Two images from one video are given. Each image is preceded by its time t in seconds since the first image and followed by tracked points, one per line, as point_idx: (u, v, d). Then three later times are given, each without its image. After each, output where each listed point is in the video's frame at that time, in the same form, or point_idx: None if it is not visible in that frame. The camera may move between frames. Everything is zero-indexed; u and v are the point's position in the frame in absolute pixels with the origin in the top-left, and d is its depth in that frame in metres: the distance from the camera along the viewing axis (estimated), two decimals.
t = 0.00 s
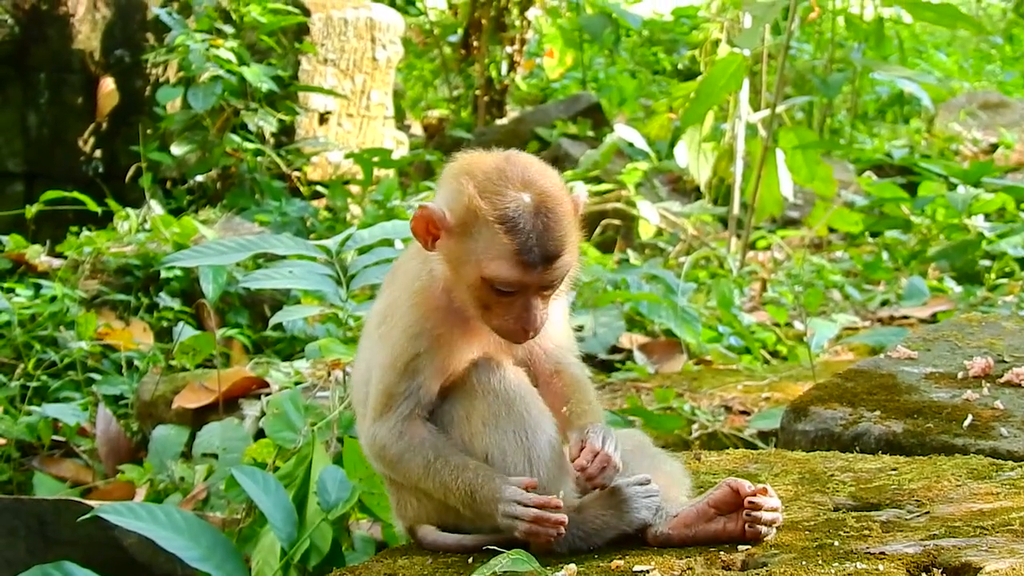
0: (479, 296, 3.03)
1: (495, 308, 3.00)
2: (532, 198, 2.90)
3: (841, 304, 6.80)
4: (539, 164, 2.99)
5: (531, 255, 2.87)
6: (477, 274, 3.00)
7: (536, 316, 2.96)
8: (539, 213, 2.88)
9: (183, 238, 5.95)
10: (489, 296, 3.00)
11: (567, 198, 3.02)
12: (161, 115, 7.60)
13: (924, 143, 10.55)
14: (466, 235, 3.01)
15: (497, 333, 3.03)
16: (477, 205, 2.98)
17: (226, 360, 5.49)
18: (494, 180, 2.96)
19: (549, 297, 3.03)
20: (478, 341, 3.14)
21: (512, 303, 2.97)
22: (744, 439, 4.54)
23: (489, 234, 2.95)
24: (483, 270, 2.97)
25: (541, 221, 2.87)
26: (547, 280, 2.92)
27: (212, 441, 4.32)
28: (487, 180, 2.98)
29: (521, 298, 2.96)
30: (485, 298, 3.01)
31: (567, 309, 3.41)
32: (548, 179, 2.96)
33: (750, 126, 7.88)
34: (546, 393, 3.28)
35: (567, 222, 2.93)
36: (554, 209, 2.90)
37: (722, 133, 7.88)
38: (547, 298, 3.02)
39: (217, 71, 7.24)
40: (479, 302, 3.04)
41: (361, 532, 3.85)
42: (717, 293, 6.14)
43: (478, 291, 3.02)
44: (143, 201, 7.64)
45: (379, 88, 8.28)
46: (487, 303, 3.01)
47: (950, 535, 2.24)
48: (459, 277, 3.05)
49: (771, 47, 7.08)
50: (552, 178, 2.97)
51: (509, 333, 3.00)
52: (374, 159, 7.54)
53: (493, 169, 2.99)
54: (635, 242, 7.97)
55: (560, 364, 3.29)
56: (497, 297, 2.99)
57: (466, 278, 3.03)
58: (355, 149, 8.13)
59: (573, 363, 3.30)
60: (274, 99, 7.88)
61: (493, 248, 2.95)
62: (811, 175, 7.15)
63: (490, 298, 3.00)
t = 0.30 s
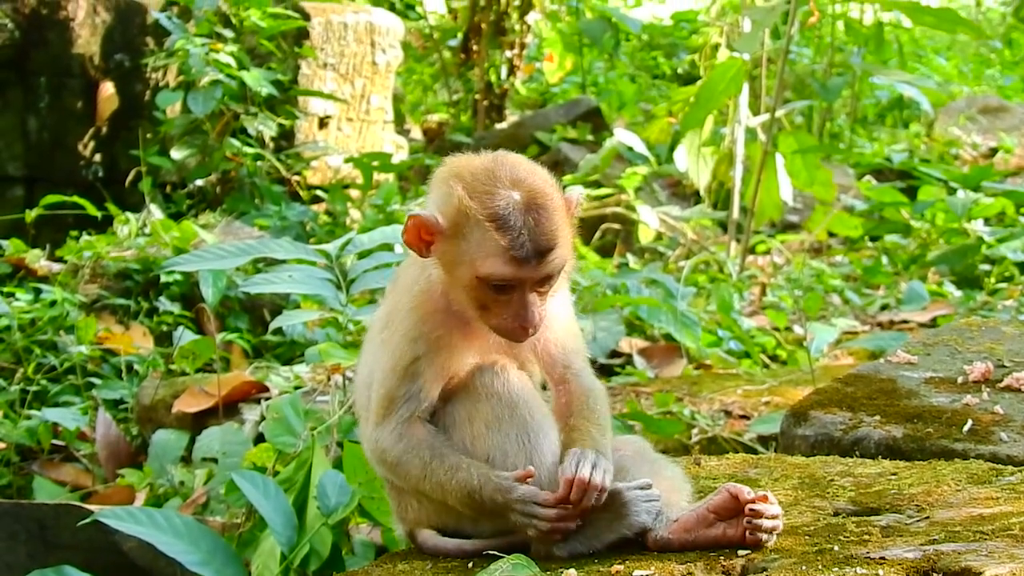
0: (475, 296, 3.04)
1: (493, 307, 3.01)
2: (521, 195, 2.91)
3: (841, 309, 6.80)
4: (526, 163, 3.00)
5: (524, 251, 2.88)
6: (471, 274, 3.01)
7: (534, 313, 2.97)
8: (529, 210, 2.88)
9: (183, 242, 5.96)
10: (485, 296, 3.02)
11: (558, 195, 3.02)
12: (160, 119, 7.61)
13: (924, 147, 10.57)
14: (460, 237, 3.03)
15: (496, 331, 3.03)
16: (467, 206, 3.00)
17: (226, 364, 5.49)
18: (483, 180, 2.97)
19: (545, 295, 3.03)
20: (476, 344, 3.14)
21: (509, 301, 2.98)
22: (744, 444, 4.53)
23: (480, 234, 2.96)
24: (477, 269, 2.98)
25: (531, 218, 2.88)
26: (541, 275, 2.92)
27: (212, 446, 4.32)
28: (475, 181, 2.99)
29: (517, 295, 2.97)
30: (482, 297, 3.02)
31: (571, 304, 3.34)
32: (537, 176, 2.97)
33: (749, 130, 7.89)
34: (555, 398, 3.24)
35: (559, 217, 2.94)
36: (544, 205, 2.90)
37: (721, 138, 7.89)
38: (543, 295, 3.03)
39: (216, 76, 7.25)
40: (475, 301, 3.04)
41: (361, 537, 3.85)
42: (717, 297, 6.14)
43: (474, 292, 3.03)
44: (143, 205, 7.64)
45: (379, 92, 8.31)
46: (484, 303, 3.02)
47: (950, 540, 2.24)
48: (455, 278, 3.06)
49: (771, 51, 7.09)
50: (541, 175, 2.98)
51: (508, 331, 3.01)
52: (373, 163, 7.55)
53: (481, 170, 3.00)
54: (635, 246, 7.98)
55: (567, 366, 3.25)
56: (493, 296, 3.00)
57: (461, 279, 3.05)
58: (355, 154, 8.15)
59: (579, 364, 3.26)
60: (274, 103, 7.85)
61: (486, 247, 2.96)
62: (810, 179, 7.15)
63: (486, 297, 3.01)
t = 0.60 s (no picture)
0: (468, 299, 3.05)
1: (486, 311, 3.01)
2: (523, 205, 2.89)
3: (840, 313, 6.81)
4: (534, 172, 2.98)
5: (519, 261, 2.87)
6: (467, 278, 3.01)
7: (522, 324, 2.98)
8: (528, 220, 2.87)
9: (183, 247, 5.96)
10: (479, 301, 3.02)
11: (563, 206, 2.99)
12: (160, 124, 7.63)
13: (923, 152, 10.59)
14: (459, 239, 3.04)
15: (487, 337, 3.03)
16: (470, 209, 3.00)
17: (226, 369, 5.50)
18: (488, 186, 2.97)
19: (539, 307, 3.03)
20: (468, 347, 3.16)
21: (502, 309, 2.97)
22: (743, 448, 4.55)
23: (479, 238, 2.96)
24: (473, 274, 2.98)
25: (530, 228, 2.87)
26: (535, 287, 2.91)
27: (211, 450, 4.32)
28: (480, 186, 2.99)
29: (509, 304, 2.97)
30: (475, 301, 3.02)
31: (569, 312, 3.36)
32: (543, 186, 2.95)
33: (749, 135, 7.89)
34: (559, 398, 3.29)
35: (561, 230, 2.91)
36: (546, 218, 2.88)
37: (721, 142, 7.90)
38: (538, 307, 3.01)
39: (216, 80, 7.25)
40: (468, 305, 3.05)
41: (360, 541, 3.85)
42: (716, 302, 6.14)
43: (469, 295, 3.04)
44: (142, 209, 7.65)
45: (378, 97, 8.35)
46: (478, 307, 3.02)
47: (949, 544, 2.24)
48: (452, 280, 3.08)
49: (770, 56, 7.09)
50: (547, 185, 2.95)
51: (496, 338, 3.02)
52: (373, 168, 7.55)
53: (490, 175, 2.99)
54: (634, 251, 7.99)
55: (569, 371, 3.30)
56: (487, 302, 3.00)
57: (459, 281, 3.06)
58: (354, 158, 8.16)
59: (580, 368, 3.30)
60: (274, 108, 7.85)
61: (482, 253, 2.96)
62: (810, 184, 7.14)
63: (480, 302, 3.01)
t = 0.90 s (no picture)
0: (467, 302, 3.08)
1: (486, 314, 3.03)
2: (524, 208, 2.92)
3: (837, 317, 6.82)
4: (535, 175, 3.00)
5: (520, 263, 2.90)
6: (468, 282, 3.04)
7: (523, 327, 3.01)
8: (530, 222, 2.90)
9: (180, 251, 5.96)
10: (479, 304, 3.04)
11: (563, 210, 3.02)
12: (157, 128, 7.64)
13: (921, 157, 10.61)
14: (459, 243, 3.06)
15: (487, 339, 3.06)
16: (470, 212, 3.02)
17: (223, 373, 5.49)
18: (488, 188, 2.99)
19: (539, 309, 3.06)
20: (466, 351, 3.21)
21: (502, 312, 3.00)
22: (741, 452, 4.54)
23: (480, 242, 2.99)
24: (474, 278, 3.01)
25: (531, 231, 2.90)
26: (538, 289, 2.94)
27: (209, 455, 4.31)
28: (481, 189, 3.01)
29: (511, 307, 3.01)
30: (475, 304, 3.06)
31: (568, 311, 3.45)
32: (543, 189, 2.98)
33: (746, 139, 7.91)
34: (576, 385, 3.38)
35: (562, 233, 2.95)
36: (547, 221, 2.91)
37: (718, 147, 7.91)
38: (537, 310, 3.04)
39: (213, 85, 7.28)
40: (468, 309, 3.09)
41: (358, 545, 3.84)
42: (714, 306, 6.14)
43: (469, 299, 3.07)
44: (140, 214, 7.64)
45: (376, 102, 8.33)
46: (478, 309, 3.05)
47: (946, 547, 2.24)
48: (452, 284, 3.11)
49: (768, 60, 7.10)
50: (548, 189, 2.99)
51: (497, 342, 3.05)
52: (370, 172, 7.56)
53: (490, 178, 3.02)
54: (632, 255, 7.99)
55: (577, 358, 3.37)
56: (487, 305, 3.03)
57: (459, 285, 3.08)
58: (351, 163, 8.16)
59: (589, 352, 3.39)
60: (271, 112, 7.90)
61: (483, 256, 2.98)
62: (808, 188, 7.11)
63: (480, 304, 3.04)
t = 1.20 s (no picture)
0: (473, 304, 3.09)
1: (490, 318, 3.04)
2: (540, 216, 2.93)
3: (837, 319, 6.82)
4: (554, 185, 3.02)
5: (531, 271, 2.91)
6: (478, 285, 3.06)
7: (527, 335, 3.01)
8: (545, 232, 2.92)
9: (179, 253, 5.96)
10: (484, 307, 3.06)
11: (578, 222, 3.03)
12: (156, 131, 7.63)
13: (919, 158, 10.63)
14: (471, 244, 3.08)
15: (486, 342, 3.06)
16: (485, 215, 3.04)
17: (222, 375, 5.49)
18: (506, 192, 3.01)
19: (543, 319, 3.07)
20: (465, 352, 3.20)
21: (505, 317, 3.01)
22: (740, 454, 4.53)
23: (492, 246, 3.01)
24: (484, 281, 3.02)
25: (544, 241, 2.91)
26: (542, 299, 2.95)
27: (208, 456, 4.32)
28: (499, 192, 3.03)
29: (515, 314, 3.01)
30: (480, 307, 3.07)
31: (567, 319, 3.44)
32: (561, 199, 2.99)
33: (745, 141, 7.91)
34: (565, 391, 3.37)
35: (574, 245, 2.96)
36: (561, 232, 2.93)
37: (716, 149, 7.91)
38: (541, 321, 3.05)
39: (211, 87, 7.28)
40: (472, 309, 3.10)
41: (357, 547, 3.84)
42: (712, 308, 6.14)
43: (475, 301, 3.08)
44: (138, 216, 7.64)
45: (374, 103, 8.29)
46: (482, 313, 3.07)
47: (946, 548, 2.24)
48: (461, 284, 3.13)
49: (766, 62, 7.11)
50: (565, 200, 3.00)
51: (499, 346, 3.05)
52: (369, 175, 7.56)
53: (508, 182, 3.03)
54: (630, 257, 7.99)
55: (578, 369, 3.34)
56: (492, 310, 3.04)
57: (468, 286, 3.10)
58: (350, 165, 8.16)
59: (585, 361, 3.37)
60: (270, 115, 7.90)
61: (493, 261, 3.00)
62: (805, 190, 7.11)
63: (485, 307, 3.05)
